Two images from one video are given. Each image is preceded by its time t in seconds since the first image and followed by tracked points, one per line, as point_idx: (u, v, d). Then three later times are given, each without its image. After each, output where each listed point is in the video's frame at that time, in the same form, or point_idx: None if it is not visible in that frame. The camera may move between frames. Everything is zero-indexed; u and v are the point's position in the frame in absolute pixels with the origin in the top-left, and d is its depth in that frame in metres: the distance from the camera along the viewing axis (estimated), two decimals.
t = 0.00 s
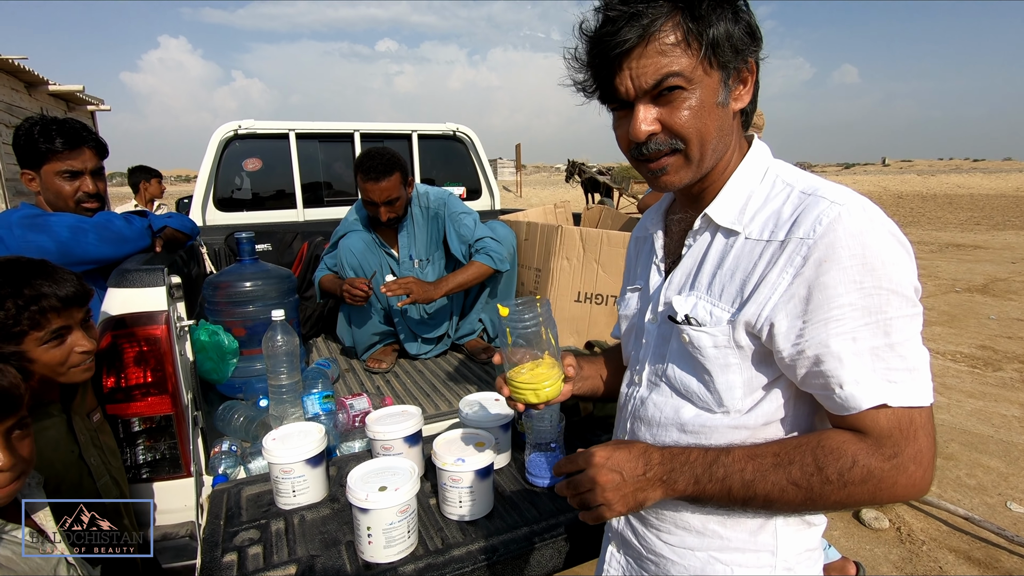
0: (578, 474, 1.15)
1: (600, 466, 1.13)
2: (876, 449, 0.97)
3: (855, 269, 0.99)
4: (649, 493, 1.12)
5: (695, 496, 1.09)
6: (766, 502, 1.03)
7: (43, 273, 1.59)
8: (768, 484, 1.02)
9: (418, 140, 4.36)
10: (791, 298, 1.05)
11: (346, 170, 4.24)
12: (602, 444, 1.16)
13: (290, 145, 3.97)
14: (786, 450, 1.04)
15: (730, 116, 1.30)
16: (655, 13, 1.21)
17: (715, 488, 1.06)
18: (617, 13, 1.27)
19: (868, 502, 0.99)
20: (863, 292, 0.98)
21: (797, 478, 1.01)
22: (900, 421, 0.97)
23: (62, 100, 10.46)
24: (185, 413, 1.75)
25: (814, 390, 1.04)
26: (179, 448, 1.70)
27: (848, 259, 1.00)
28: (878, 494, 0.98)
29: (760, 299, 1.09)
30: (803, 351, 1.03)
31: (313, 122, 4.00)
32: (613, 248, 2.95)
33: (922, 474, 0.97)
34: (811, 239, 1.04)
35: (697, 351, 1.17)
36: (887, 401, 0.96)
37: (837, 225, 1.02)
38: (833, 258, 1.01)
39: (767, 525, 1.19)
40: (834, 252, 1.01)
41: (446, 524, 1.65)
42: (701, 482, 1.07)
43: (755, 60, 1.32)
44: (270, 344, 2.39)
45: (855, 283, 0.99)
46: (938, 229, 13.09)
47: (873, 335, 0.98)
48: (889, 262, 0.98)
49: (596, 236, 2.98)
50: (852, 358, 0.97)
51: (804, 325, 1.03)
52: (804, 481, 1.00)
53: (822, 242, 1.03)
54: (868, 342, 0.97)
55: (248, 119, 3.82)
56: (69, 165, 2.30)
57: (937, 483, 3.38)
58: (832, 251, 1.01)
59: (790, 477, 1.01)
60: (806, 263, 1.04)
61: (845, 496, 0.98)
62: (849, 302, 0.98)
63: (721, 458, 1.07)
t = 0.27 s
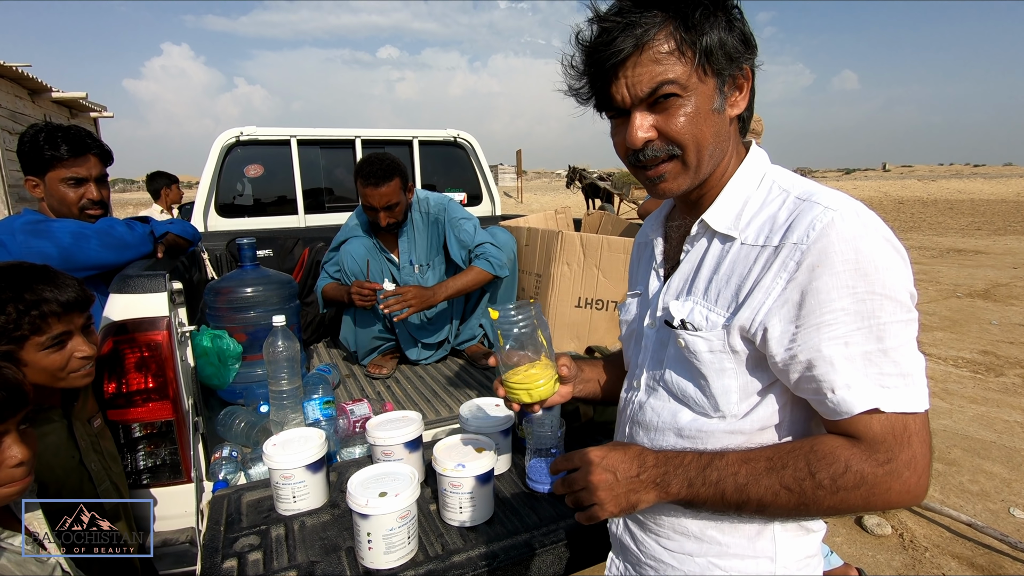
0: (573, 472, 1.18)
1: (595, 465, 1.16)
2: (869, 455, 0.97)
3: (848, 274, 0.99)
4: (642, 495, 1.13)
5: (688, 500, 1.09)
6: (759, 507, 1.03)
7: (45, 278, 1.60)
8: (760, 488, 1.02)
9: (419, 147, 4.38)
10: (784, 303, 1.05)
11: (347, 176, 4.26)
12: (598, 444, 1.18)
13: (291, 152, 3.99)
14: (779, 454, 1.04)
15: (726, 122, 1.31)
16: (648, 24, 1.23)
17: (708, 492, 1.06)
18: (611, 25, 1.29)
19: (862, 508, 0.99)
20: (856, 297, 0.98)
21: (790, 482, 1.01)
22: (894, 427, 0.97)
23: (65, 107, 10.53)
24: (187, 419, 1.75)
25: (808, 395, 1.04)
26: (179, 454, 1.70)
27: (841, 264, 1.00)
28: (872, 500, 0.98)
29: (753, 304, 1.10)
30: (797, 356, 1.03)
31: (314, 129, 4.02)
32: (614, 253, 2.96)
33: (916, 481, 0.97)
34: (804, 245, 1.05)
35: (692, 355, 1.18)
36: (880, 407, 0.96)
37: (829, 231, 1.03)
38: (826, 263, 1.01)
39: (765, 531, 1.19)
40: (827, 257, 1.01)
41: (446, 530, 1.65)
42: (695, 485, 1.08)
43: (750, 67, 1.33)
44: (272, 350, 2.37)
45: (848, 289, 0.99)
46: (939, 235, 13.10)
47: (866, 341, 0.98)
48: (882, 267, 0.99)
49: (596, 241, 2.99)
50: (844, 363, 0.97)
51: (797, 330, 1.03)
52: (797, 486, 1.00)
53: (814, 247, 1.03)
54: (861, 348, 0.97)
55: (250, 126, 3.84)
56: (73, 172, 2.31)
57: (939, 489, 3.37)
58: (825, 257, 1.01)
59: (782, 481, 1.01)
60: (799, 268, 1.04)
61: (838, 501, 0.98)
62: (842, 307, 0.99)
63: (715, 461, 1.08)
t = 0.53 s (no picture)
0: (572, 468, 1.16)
1: (594, 464, 1.13)
2: (866, 458, 0.96)
3: (846, 279, 0.99)
4: (639, 495, 1.12)
5: (685, 502, 1.09)
6: (756, 509, 1.03)
7: (48, 277, 1.61)
8: (757, 490, 1.02)
9: (420, 152, 4.40)
10: (782, 307, 1.05)
11: (349, 181, 4.27)
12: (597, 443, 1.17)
13: (293, 156, 4.01)
14: (776, 457, 1.04)
15: (722, 126, 1.30)
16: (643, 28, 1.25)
17: (705, 494, 1.06)
18: (608, 30, 1.31)
19: (858, 512, 0.98)
20: (854, 301, 0.98)
21: (787, 485, 1.01)
22: (893, 431, 0.97)
23: (68, 112, 10.58)
24: (188, 423, 1.75)
25: (808, 399, 1.04)
26: (180, 458, 1.70)
27: (839, 268, 1.00)
28: (869, 504, 0.97)
29: (752, 308, 1.10)
30: (796, 360, 1.03)
31: (316, 134, 4.04)
32: (615, 258, 2.96)
33: (913, 485, 0.96)
34: (802, 249, 1.05)
35: (691, 359, 1.18)
36: (881, 412, 0.95)
37: (827, 235, 1.03)
38: (824, 267, 1.01)
39: (764, 535, 1.18)
40: (825, 261, 1.01)
41: (446, 535, 1.65)
42: (692, 487, 1.07)
43: (748, 73, 1.32)
44: (274, 355, 2.37)
45: (846, 293, 0.99)
46: (940, 240, 13.09)
47: (866, 345, 0.98)
48: (880, 271, 0.99)
49: (597, 246, 2.99)
50: (844, 367, 0.97)
51: (796, 334, 1.03)
52: (793, 488, 1.00)
53: (813, 251, 1.03)
54: (862, 352, 0.97)
55: (252, 131, 3.86)
56: (77, 177, 2.32)
57: (942, 494, 3.36)
58: (823, 260, 1.01)
59: (779, 483, 1.01)
60: (797, 272, 1.05)
61: (834, 504, 0.98)
62: (840, 311, 0.99)
63: (712, 462, 1.07)
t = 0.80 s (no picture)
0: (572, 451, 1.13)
1: (597, 452, 1.10)
2: (864, 465, 0.97)
3: (843, 285, 1.00)
4: (633, 492, 1.10)
5: (682, 503, 1.09)
6: (752, 512, 1.03)
7: (52, 278, 1.62)
8: (754, 493, 1.02)
9: (421, 155, 4.41)
10: (780, 312, 1.05)
11: (350, 184, 4.29)
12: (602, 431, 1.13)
13: (295, 160, 4.02)
14: (774, 460, 1.04)
15: (697, 139, 1.28)
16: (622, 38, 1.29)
17: (703, 497, 1.06)
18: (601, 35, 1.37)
19: (854, 517, 0.99)
20: (850, 309, 0.99)
21: (784, 489, 1.01)
22: (889, 437, 0.97)
23: (72, 116, 10.63)
24: (189, 426, 1.76)
25: (802, 405, 1.04)
26: (182, 460, 1.70)
27: (837, 274, 1.01)
28: (865, 510, 0.98)
29: (749, 312, 1.10)
30: (790, 365, 1.03)
31: (318, 138, 4.06)
32: (616, 261, 2.97)
33: (910, 493, 0.97)
34: (801, 254, 1.05)
35: (689, 362, 1.18)
36: (874, 418, 0.96)
37: (826, 241, 1.03)
38: (822, 273, 1.02)
39: (759, 537, 1.19)
40: (823, 267, 1.02)
41: (447, 538, 1.65)
42: (690, 489, 1.07)
43: (737, 85, 1.25)
44: (275, 358, 2.36)
45: (843, 299, 0.99)
46: (942, 243, 13.08)
47: (861, 352, 0.98)
48: (878, 278, 0.99)
49: (598, 249, 3.00)
50: (838, 373, 0.98)
51: (791, 339, 1.03)
52: (790, 492, 1.00)
53: (811, 257, 1.04)
54: (855, 358, 0.98)
55: (255, 135, 3.88)
56: (81, 180, 2.33)
57: (944, 498, 3.35)
58: (821, 267, 1.02)
59: (776, 487, 1.01)
60: (795, 277, 1.05)
61: (831, 509, 0.98)
62: (836, 318, 0.99)
63: (711, 465, 1.07)
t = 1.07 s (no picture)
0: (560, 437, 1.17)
1: (585, 439, 1.14)
2: (847, 468, 0.98)
3: (832, 288, 1.00)
4: (619, 479, 1.14)
5: (665, 493, 1.11)
6: (733, 507, 1.06)
7: (47, 278, 1.63)
8: (736, 488, 1.05)
9: (423, 156, 4.42)
10: (768, 313, 1.06)
11: (352, 186, 4.29)
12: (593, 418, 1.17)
13: (297, 162, 4.04)
14: (757, 458, 1.06)
15: (684, 137, 1.29)
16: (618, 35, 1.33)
17: (685, 488, 1.09)
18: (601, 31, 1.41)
19: (836, 520, 1.00)
20: (839, 312, 0.99)
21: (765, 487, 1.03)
22: (875, 443, 0.98)
23: (75, 118, 10.67)
24: (190, 426, 1.76)
25: (790, 406, 1.05)
26: (182, 460, 1.71)
27: (826, 277, 1.01)
28: (846, 514, 0.99)
29: (739, 313, 1.10)
30: (777, 367, 1.04)
31: (319, 139, 4.07)
32: (616, 261, 2.97)
33: (894, 500, 0.97)
34: (792, 257, 1.05)
35: (680, 361, 1.18)
36: (858, 423, 0.97)
37: (817, 243, 1.03)
38: (811, 276, 1.02)
39: (752, 536, 1.17)
40: (812, 269, 1.02)
41: (447, 538, 1.65)
42: (673, 480, 1.09)
43: (726, 85, 1.23)
44: (275, 358, 2.36)
45: (831, 302, 1.00)
46: (945, 244, 13.04)
47: (849, 356, 0.99)
48: (869, 282, 0.99)
49: (598, 250, 3.00)
50: (823, 376, 0.99)
51: (779, 340, 1.04)
52: (770, 490, 1.02)
53: (801, 259, 1.03)
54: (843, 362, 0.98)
55: (256, 136, 3.89)
56: (83, 182, 2.34)
57: (947, 500, 3.34)
58: (810, 270, 1.02)
59: (757, 484, 1.04)
60: (785, 279, 1.05)
61: (810, 509, 1.00)
62: (824, 320, 1.00)
63: (696, 458, 1.10)
